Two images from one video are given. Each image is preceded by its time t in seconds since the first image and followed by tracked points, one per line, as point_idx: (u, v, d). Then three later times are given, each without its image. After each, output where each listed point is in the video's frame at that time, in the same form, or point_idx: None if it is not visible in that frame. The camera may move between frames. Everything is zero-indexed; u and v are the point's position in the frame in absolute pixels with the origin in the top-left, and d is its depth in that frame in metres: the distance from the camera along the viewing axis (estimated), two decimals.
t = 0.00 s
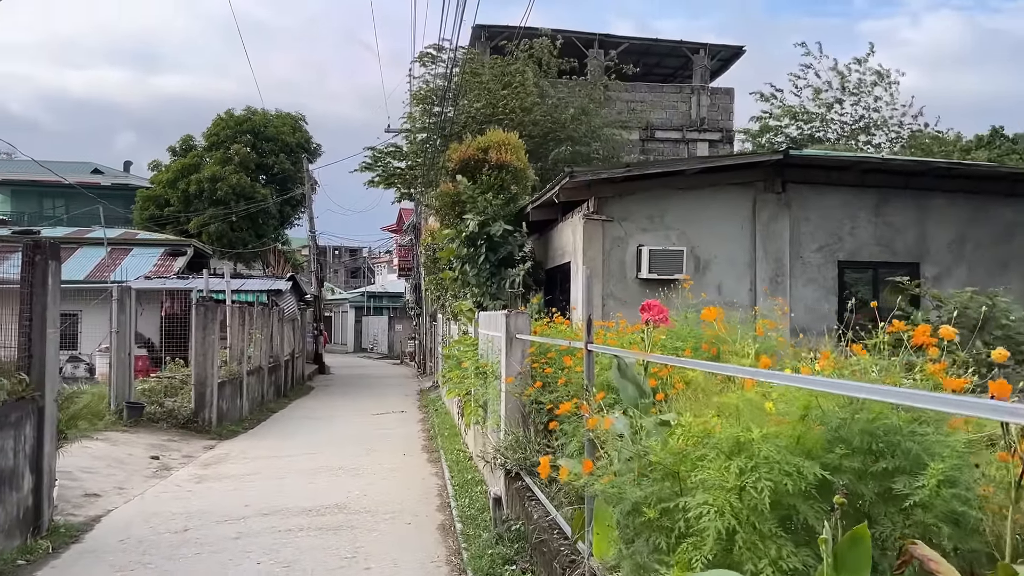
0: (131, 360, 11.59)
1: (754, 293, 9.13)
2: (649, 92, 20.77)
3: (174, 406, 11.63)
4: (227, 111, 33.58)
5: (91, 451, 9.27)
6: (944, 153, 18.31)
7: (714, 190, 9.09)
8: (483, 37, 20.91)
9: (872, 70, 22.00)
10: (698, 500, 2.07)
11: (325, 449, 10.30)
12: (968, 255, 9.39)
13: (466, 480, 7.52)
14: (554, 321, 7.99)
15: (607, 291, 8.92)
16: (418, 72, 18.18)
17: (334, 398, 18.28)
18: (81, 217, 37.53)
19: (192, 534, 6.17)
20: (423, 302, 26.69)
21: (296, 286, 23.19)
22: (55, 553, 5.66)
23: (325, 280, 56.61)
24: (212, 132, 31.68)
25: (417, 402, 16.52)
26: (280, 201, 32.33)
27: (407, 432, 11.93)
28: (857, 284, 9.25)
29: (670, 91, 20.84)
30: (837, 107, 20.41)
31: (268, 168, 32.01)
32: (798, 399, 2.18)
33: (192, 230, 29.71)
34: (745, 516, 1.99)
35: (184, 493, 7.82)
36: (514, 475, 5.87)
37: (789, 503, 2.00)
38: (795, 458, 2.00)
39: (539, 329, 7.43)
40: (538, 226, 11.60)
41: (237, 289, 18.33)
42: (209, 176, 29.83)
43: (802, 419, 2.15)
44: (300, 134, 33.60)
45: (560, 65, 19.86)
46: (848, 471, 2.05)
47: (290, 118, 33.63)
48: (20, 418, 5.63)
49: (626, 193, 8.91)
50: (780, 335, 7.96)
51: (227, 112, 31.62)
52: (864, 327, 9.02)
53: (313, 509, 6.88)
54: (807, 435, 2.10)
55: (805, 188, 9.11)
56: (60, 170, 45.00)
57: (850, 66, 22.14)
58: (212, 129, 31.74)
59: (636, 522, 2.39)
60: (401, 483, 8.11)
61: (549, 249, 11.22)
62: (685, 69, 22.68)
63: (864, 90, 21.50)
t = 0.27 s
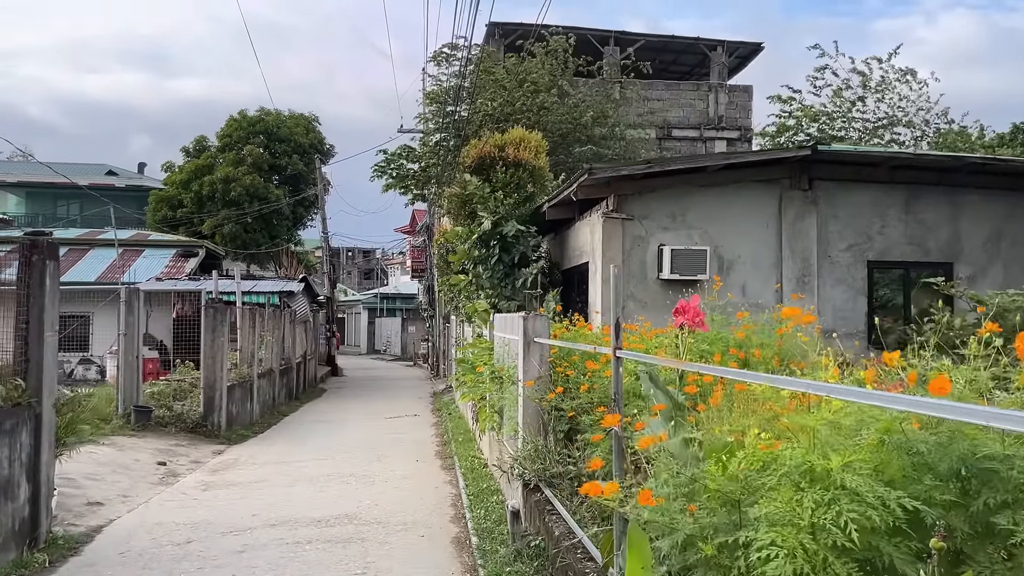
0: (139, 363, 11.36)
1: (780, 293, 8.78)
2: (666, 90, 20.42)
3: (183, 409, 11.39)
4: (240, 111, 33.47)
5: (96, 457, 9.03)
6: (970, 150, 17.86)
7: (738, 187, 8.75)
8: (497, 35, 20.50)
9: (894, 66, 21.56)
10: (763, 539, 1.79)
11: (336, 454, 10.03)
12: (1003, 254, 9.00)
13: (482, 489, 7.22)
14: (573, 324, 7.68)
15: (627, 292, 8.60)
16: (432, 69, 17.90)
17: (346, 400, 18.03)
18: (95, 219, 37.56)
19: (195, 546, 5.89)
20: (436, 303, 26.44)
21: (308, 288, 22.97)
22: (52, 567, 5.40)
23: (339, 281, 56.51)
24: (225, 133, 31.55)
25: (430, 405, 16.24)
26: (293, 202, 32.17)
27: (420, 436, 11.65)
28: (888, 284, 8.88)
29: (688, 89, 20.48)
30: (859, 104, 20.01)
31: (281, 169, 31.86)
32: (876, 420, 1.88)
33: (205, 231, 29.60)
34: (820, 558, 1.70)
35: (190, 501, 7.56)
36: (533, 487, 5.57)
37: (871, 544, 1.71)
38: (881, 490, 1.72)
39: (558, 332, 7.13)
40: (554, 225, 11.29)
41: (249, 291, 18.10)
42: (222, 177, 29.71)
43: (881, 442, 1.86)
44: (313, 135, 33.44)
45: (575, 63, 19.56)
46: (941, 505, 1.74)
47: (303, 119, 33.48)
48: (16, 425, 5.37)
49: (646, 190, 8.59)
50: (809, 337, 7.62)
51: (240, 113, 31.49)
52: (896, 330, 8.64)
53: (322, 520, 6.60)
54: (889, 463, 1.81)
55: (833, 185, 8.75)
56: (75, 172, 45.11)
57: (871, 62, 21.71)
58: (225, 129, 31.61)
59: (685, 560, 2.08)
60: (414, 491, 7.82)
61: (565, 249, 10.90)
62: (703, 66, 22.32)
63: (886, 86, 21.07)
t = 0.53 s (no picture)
0: (147, 364, 11.13)
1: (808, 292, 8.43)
2: (683, 87, 20.07)
3: (192, 412, 11.15)
4: (252, 111, 33.35)
5: (102, 461, 8.80)
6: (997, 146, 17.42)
7: (764, 181, 8.42)
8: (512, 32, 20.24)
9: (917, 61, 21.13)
10: None
11: (347, 459, 9.76)
12: None
13: (499, 496, 6.93)
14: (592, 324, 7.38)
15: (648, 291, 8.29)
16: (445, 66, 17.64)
17: (358, 402, 17.78)
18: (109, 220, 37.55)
19: (199, 557, 5.63)
20: (450, 305, 26.16)
21: (320, 288, 22.76)
22: None
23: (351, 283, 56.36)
24: (238, 133, 31.41)
25: (444, 407, 15.97)
26: (306, 202, 32.00)
27: (433, 440, 11.36)
28: (920, 283, 8.51)
29: (705, 86, 20.11)
30: (881, 100, 19.60)
31: (294, 169, 31.70)
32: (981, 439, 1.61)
33: (218, 232, 29.47)
34: None
35: (196, 508, 7.30)
36: (553, 496, 5.28)
37: None
38: (994, 521, 1.44)
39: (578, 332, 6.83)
40: (571, 223, 10.98)
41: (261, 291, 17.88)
42: (234, 177, 29.57)
43: (989, 464, 1.58)
44: (326, 135, 33.28)
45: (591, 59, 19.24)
46: None
47: (316, 119, 33.32)
48: (11, 429, 5.12)
49: (668, 185, 8.28)
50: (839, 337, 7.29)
51: (252, 113, 31.37)
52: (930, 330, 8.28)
53: (332, 529, 6.33)
54: (999, 488, 1.52)
55: (862, 179, 8.40)
56: (89, 173, 45.19)
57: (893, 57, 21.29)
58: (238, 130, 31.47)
59: None
60: (427, 498, 7.53)
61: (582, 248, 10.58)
62: (720, 62, 21.96)
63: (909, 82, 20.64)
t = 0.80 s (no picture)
0: (153, 365, 10.91)
1: (833, 291, 8.11)
2: (699, 83, 19.73)
3: (198, 414, 10.92)
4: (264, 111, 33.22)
5: (105, 464, 8.58)
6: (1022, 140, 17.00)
7: (786, 176, 8.10)
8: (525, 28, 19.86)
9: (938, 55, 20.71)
10: None
11: (356, 462, 9.50)
12: None
13: (511, 504, 6.66)
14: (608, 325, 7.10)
15: (666, 290, 7.99)
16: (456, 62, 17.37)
17: (369, 404, 17.53)
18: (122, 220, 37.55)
19: (197, 567, 5.37)
20: (462, 305, 25.89)
21: (331, 288, 22.55)
22: None
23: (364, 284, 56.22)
24: (249, 133, 31.28)
25: (455, 409, 15.69)
26: (317, 202, 31.83)
27: (444, 443, 11.09)
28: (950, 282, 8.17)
29: (721, 82, 19.76)
30: (902, 95, 19.21)
31: (306, 169, 31.55)
32: None
33: (229, 232, 29.35)
34: None
35: (198, 514, 7.05)
36: (569, 506, 5.00)
37: None
38: None
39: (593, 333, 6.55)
40: (584, 220, 10.69)
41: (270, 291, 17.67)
42: (246, 177, 29.45)
43: None
44: (337, 135, 33.11)
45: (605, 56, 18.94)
46: None
47: (327, 118, 33.16)
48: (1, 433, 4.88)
49: (686, 180, 7.98)
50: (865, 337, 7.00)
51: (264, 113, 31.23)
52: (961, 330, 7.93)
53: (337, 538, 6.06)
54: None
55: (890, 173, 8.07)
56: (103, 175, 45.28)
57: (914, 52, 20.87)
58: (250, 129, 31.33)
59: None
60: (437, 505, 7.26)
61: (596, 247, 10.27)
62: (736, 59, 21.61)
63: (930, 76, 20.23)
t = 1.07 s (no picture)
0: (157, 367, 10.68)
1: (859, 290, 7.77)
2: (715, 79, 19.37)
3: (203, 416, 10.67)
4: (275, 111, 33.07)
5: (106, 468, 8.33)
6: None
7: (811, 169, 7.76)
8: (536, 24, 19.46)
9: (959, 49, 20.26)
10: None
11: (364, 467, 9.23)
12: None
13: (524, 513, 6.36)
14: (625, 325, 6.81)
15: (685, 289, 7.67)
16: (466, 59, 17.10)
17: (380, 405, 17.28)
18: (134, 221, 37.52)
19: None
20: (473, 305, 25.64)
21: (342, 288, 22.32)
22: None
23: (376, 284, 56.14)
24: (260, 133, 31.12)
25: (466, 411, 15.41)
26: (328, 202, 31.64)
27: (455, 447, 10.80)
28: (984, 280, 7.79)
29: (737, 78, 19.39)
30: (922, 90, 18.79)
31: (317, 168, 31.38)
32: None
33: (240, 232, 29.20)
34: None
35: (198, 522, 6.78)
36: (584, 518, 4.72)
37: None
38: None
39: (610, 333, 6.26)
40: (599, 217, 10.40)
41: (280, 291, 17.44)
42: (257, 177, 29.31)
43: None
44: (348, 134, 32.93)
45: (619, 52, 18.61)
46: None
47: (339, 118, 32.98)
48: None
49: (706, 174, 7.67)
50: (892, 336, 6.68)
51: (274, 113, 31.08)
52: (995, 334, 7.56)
53: (341, 549, 5.77)
54: None
55: (919, 167, 7.72)
56: (116, 176, 45.33)
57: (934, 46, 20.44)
58: (261, 129, 31.15)
59: None
60: (446, 513, 6.97)
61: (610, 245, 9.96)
62: (752, 55, 21.24)
63: (951, 71, 19.79)
